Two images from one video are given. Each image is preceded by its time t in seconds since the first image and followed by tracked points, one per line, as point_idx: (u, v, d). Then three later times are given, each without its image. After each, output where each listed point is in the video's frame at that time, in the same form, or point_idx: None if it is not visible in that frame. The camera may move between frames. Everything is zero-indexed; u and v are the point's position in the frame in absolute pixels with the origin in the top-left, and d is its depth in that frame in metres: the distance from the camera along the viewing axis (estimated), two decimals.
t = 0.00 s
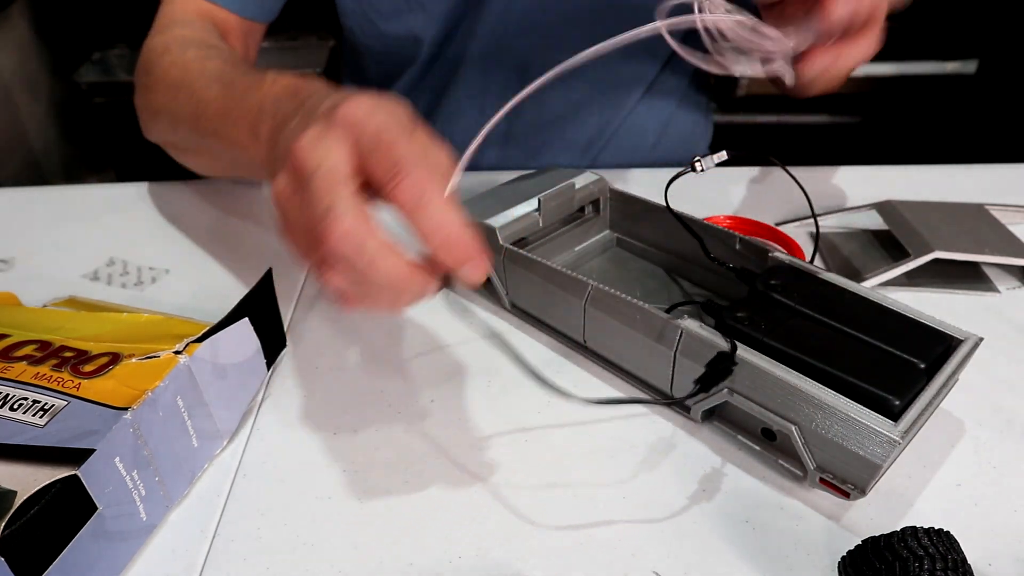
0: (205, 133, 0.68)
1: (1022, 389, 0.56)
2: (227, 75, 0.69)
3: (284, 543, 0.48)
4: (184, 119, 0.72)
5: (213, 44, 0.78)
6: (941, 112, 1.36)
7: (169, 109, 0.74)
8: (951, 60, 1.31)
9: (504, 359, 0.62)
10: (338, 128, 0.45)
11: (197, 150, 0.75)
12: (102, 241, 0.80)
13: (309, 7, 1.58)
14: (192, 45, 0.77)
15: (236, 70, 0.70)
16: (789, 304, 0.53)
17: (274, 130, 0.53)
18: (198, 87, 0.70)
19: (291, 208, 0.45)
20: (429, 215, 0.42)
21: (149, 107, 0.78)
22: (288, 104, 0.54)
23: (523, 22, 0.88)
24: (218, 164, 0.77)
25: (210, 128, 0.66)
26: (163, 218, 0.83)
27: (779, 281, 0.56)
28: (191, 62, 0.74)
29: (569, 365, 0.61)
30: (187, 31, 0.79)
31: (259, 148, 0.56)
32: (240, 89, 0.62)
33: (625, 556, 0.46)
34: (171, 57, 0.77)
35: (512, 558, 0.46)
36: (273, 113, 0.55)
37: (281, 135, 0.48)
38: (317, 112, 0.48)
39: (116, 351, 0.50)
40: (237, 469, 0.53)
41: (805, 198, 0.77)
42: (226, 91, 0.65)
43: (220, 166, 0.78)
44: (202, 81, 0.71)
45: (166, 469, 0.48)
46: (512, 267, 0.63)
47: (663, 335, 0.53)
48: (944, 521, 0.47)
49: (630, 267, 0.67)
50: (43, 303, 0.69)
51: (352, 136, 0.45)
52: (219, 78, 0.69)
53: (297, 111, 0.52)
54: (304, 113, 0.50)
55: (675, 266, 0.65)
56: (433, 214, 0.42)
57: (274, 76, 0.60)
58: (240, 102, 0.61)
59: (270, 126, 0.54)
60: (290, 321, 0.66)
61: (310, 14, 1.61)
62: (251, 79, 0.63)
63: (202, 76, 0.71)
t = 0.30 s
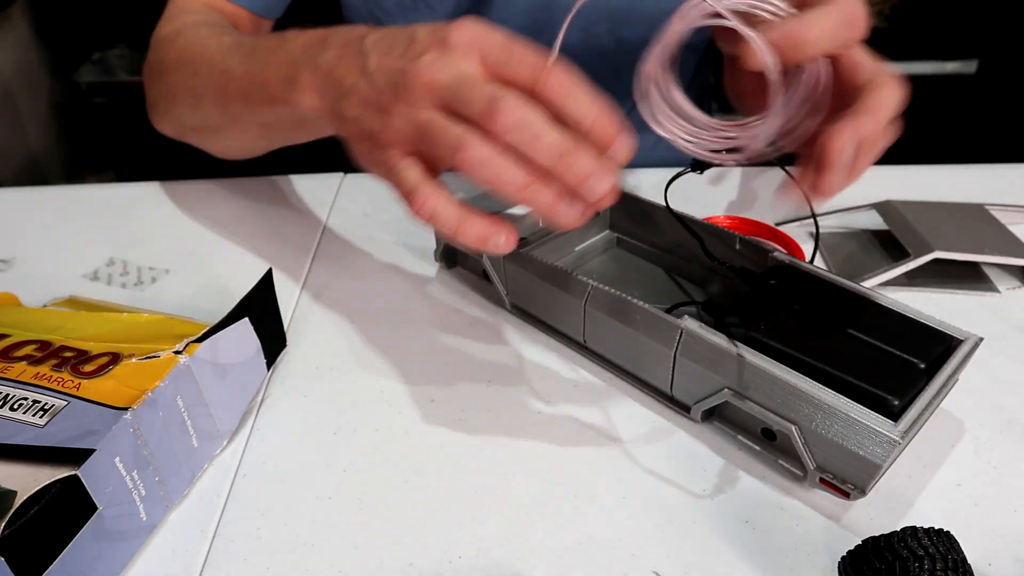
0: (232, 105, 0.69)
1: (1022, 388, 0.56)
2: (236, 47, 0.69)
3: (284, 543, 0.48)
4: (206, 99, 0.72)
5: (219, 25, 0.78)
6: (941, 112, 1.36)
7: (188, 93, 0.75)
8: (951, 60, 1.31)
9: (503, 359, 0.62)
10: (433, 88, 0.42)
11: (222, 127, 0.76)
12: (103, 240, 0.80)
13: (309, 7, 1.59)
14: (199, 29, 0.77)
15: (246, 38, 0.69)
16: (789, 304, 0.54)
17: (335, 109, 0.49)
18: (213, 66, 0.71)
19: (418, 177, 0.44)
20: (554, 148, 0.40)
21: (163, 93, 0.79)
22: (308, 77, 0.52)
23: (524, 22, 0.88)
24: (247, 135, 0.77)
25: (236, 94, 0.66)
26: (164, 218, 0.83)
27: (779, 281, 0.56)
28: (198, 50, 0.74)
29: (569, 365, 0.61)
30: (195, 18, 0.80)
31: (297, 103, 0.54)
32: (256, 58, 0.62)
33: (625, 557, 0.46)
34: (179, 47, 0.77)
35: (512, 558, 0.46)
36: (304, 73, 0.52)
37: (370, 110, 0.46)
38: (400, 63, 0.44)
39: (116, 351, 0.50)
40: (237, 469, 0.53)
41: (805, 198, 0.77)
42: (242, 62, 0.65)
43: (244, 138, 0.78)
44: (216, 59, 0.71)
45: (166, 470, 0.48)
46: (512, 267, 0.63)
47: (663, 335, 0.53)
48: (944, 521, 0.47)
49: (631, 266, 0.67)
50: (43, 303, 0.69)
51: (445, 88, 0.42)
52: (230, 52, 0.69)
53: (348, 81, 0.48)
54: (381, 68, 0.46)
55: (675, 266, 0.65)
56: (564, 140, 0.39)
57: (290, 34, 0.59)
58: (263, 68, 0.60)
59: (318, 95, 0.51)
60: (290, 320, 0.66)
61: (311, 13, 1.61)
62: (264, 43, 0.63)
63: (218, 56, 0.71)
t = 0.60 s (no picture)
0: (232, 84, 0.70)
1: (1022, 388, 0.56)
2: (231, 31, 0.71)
3: (284, 543, 0.48)
4: (205, 79, 0.73)
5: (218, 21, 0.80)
6: (941, 112, 1.36)
7: (188, 80, 0.76)
8: (951, 60, 1.32)
9: (503, 359, 0.62)
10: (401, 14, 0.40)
11: (222, 112, 0.76)
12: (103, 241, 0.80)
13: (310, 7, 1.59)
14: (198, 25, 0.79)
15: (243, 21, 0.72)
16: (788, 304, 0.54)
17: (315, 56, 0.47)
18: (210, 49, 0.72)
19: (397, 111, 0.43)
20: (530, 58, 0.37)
21: (162, 86, 0.80)
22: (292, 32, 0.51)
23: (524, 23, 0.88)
24: (254, 121, 0.78)
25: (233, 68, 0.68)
26: (163, 218, 0.83)
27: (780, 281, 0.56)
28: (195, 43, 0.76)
29: (569, 364, 0.61)
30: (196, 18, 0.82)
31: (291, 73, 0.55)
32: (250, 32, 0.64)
33: (625, 557, 0.46)
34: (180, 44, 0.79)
35: (512, 558, 0.46)
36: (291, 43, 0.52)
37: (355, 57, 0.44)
38: None
39: (116, 351, 0.50)
40: (237, 469, 0.53)
41: (805, 198, 0.77)
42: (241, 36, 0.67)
43: (243, 126, 0.79)
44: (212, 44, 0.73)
45: (166, 470, 0.48)
46: (512, 267, 0.63)
47: (664, 334, 0.53)
48: (944, 521, 0.47)
49: (631, 266, 0.67)
50: (43, 303, 0.69)
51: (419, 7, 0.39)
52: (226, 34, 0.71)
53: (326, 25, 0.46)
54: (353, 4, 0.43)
55: (675, 265, 0.65)
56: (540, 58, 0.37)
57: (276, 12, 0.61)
58: (257, 42, 0.62)
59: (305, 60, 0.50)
60: (290, 321, 0.66)
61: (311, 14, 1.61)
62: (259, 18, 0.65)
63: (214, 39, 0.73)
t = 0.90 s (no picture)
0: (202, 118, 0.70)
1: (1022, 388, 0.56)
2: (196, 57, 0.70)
3: (284, 543, 0.48)
4: (180, 111, 0.74)
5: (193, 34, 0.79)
6: (941, 113, 1.36)
7: (166, 107, 0.76)
8: (951, 60, 1.32)
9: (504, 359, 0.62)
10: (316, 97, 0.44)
11: (202, 138, 0.77)
12: (103, 241, 0.80)
13: (310, 7, 1.59)
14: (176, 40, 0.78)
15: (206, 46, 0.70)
16: (788, 304, 0.53)
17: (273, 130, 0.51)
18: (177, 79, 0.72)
19: (393, 195, 0.49)
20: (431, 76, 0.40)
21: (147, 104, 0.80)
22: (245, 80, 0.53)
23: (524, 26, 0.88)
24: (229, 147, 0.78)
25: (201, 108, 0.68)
26: (164, 218, 0.83)
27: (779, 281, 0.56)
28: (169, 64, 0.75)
29: (569, 364, 0.61)
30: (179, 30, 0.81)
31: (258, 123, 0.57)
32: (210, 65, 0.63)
33: (625, 557, 0.46)
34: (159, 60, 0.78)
35: (512, 558, 0.46)
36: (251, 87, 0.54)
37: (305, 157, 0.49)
38: (286, 83, 0.45)
39: (116, 351, 0.50)
40: (237, 469, 0.53)
41: (806, 198, 0.77)
42: (199, 70, 0.66)
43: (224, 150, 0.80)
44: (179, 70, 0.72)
45: (166, 469, 0.48)
46: (512, 267, 0.63)
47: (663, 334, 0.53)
48: (944, 521, 0.47)
49: (631, 266, 0.67)
50: (43, 303, 0.69)
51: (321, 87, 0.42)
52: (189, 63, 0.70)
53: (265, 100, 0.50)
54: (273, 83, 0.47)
55: (676, 266, 0.65)
56: (448, 72, 0.40)
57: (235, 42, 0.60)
58: (213, 78, 0.61)
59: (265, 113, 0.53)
60: (290, 321, 0.66)
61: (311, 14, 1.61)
62: (217, 50, 0.64)
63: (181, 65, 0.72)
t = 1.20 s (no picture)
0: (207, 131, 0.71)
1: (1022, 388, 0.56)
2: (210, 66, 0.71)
3: (284, 543, 0.47)
4: (184, 119, 0.75)
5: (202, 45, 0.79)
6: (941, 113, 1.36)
7: (168, 111, 0.76)
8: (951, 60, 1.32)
9: (504, 359, 0.62)
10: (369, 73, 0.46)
11: (201, 146, 0.78)
12: (103, 241, 0.80)
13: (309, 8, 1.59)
14: (183, 52, 0.78)
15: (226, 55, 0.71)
16: (788, 304, 0.53)
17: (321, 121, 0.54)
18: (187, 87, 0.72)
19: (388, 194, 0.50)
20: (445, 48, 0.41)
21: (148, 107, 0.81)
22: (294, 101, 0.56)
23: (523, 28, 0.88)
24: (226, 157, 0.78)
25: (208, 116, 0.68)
26: (164, 218, 0.83)
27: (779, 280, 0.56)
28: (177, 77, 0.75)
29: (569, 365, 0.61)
30: (184, 35, 0.81)
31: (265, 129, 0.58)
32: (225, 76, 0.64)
33: (625, 556, 0.46)
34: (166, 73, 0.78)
35: (512, 559, 0.46)
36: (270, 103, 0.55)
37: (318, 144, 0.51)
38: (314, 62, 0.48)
39: (116, 351, 0.50)
40: (237, 469, 0.53)
41: (805, 198, 0.77)
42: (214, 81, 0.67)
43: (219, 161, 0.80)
44: (190, 80, 0.72)
45: (166, 470, 0.48)
46: (512, 267, 0.63)
47: (663, 334, 0.53)
48: (944, 521, 0.47)
49: (631, 266, 0.67)
50: (43, 303, 0.69)
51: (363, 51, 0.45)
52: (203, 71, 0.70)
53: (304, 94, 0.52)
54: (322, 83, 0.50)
55: (676, 266, 0.65)
56: (461, 47, 0.40)
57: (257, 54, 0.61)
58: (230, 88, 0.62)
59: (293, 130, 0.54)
60: (290, 321, 0.66)
61: (310, 15, 1.62)
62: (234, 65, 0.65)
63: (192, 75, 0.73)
